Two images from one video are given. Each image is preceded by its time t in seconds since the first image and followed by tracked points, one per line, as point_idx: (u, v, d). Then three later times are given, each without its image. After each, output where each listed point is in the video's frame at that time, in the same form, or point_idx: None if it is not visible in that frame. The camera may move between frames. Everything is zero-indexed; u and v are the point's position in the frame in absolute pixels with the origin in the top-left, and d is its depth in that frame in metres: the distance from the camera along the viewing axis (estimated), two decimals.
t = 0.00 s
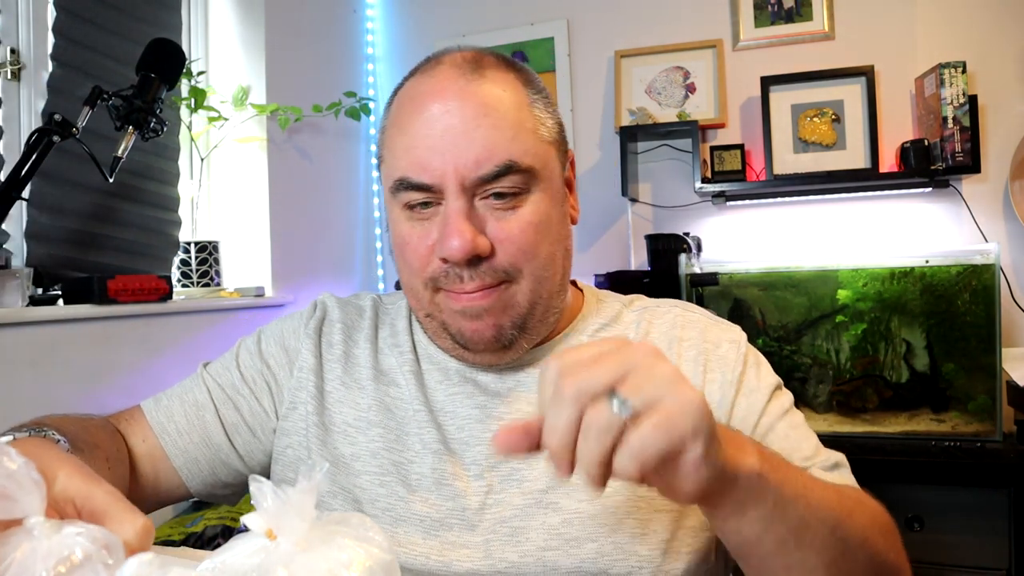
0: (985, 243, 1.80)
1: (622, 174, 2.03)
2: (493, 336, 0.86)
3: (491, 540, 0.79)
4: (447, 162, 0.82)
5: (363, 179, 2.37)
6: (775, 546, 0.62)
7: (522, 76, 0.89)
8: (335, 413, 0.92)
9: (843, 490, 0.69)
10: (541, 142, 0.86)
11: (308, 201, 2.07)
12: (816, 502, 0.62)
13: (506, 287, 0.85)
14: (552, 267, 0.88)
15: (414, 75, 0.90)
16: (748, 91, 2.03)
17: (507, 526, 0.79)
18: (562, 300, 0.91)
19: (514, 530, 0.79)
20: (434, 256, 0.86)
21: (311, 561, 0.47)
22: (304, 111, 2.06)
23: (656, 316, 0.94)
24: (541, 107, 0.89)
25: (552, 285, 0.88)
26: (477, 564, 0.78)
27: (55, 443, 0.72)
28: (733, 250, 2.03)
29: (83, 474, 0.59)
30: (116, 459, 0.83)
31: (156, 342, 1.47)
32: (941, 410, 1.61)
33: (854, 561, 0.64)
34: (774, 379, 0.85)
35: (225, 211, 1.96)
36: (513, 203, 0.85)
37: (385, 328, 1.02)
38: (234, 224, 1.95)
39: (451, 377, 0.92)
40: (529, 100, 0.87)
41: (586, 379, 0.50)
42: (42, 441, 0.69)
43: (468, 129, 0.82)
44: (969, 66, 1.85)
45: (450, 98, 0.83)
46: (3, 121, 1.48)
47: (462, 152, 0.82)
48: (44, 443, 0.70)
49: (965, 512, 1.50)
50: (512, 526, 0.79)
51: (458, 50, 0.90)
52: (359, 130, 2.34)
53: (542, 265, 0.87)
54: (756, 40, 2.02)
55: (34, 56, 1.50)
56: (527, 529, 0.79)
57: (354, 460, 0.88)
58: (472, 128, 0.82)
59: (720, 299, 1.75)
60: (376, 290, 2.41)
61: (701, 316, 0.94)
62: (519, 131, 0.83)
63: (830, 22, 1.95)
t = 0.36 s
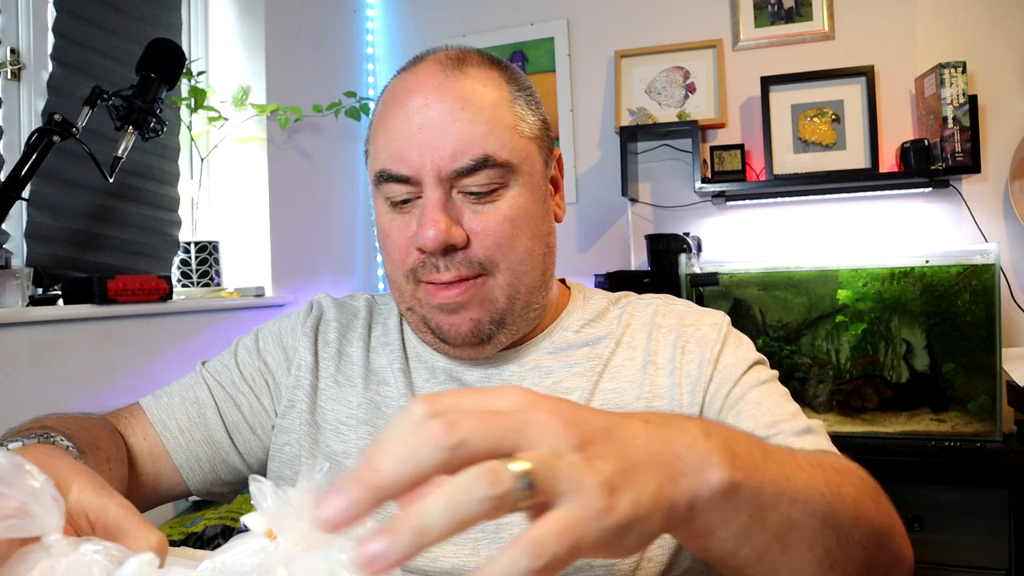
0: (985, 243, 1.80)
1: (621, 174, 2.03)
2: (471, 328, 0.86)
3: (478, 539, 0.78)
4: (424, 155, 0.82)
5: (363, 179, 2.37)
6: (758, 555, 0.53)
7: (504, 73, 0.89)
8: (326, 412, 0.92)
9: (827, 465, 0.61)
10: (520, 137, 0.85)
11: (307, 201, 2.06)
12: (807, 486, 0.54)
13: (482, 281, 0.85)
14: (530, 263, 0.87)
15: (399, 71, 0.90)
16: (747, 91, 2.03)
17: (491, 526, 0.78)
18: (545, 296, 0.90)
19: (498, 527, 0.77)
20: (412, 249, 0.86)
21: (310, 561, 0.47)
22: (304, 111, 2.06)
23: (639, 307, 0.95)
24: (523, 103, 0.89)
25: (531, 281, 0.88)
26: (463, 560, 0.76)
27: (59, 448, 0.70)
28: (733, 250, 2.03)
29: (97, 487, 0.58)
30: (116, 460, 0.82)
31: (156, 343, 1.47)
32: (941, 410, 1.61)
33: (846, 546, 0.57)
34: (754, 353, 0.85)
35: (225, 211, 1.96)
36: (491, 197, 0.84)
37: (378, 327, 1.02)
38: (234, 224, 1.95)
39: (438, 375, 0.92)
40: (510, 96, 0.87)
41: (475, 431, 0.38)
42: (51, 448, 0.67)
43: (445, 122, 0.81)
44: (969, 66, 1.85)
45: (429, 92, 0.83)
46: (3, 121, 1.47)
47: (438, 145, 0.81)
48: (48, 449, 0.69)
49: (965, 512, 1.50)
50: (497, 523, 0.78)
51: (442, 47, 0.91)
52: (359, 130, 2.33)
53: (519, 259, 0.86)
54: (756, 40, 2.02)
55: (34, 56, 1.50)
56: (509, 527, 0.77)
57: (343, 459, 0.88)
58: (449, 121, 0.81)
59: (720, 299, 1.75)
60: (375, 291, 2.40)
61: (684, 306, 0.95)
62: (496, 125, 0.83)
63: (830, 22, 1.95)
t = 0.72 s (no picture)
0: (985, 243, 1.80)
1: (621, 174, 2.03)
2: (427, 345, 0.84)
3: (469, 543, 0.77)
4: (357, 176, 0.81)
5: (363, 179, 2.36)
6: (763, 530, 0.49)
7: (440, 79, 0.86)
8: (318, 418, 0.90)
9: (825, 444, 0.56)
10: (455, 146, 0.82)
11: (306, 202, 2.06)
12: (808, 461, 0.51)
13: (432, 296, 0.82)
14: (485, 274, 0.84)
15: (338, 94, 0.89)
16: (747, 91, 2.03)
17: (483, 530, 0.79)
18: (512, 303, 0.88)
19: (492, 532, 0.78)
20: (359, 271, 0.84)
21: (308, 561, 0.47)
22: (304, 111, 2.06)
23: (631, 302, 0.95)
24: (462, 109, 0.85)
25: (486, 291, 0.84)
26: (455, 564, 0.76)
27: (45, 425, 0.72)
28: (733, 250, 2.03)
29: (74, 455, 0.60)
30: (108, 459, 0.84)
31: (156, 343, 1.47)
32: (941, 410, 1.61)
33: (856, 521, 0.53)
34: (752, 347, 0.84)
35: (225, 211, 1.96)
36: (428, 210, 0.81)
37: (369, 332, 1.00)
38: (234, 224, 1.95)
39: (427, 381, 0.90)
40: (445, 104, 0.83)
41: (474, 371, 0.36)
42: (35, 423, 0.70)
43: (374, 140, 0.79)
44: (969, 66, 1.85)
45: (358, 111, 0.81)
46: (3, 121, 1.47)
47: (371, 163, 0.80)
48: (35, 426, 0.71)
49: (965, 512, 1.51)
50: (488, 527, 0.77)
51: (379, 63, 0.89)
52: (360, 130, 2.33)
53: (467, 270, 0.82)
54: (756, 40, 2.02)
55: (34, 56, 1.50)
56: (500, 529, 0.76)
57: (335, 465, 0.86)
58: (377, 139, 0.79)
59: (720, 299, 1.75)
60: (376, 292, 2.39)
61: (676, 301, 0.95)
62: (424, 136, 0.80)
63: (830, 22, 1.95)
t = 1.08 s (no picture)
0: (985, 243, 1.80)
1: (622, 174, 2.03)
2: (389, 351, 0.83)
3: (456, 545, 0.76)
4: (312, 183, 0.81)
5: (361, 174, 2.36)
6: (823, 559, 0.55)
7: (399, 82, 0.86)
8: (301, 422, 0.88)
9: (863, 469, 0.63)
10: (410, 151, 0.81)
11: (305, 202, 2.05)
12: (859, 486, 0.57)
13: (391, 302, 0.82)
14: (444, 278, 0.82)
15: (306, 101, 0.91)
16: (747, 90, 2.03)
17: (472, 532, 0.77)
18: (482, 307, 0.86)
19: (481, 535, 0.76)
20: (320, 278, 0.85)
21: (311, 561, 0.47)
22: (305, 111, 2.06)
23: (631, 306, 0.91)
24: (424, 113, 0.84)
25: (448, 297, 0.82)
26: (443, 567, 0.76)
27: None
28: (733, 250, 2.03)
29: None
30: (83, 460, 0.82)
31: (156, 342, 1.47)
32: (941, 410, 1.61)
33: (897, 552, 0.60)
34: (756, 361, 0.83)
35: (225, 211, 1.96)
36: (384, 216, 0.80)
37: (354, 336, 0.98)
38: (234, 223, 1.95)
39: (407, 382, 0.88)
40: (404, 108, 0.83)
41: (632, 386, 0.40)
42: None
43: (332, 146, 0.79)
44: (969, 66, 1.85)
45: (316, 117, 0.82)
46: (3, 121, 1.47)
47: (327, 170, 0.80)
48: None
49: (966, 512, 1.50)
50: (478, 531, 0.77)
51: (345, 67, 0.89)
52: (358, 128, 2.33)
53: (425, 277, 0.81)
54: (756, 40, 2.02)
55: (34, 56, 1.50)
56: (491, 533, 0.76)
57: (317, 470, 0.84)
58: (333, 146, 0.79)
59: (720, 299, 1.75)
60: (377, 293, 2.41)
61: (677, 307, 0.92)
62: (379, 142, 0.79)
63: (830, 22, 1.95)
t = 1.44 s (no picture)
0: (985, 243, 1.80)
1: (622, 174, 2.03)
2: (391, 351, 0.83)
3: (456, 550, 0.76)
4: (318, 183, 0.80)
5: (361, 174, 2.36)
6: None
7: (410, 83, 0.85)
8: (302, 427, 0.87)
9: (849, 508, 0.71)
10: (420, 154, 0.80)
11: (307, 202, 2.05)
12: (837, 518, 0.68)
13: (394, 305, 0.82)
14: (450, 283, 0.82)
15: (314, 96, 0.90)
16: (747, 91, 2.03)
17: (473, 537, 0.77)
18: (486, 311, 0.85)
19: (482, 540, 0.76)
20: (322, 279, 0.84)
21: (312, 561, 0.47)
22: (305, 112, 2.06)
23: (634, 312, 0.91)
24: (434, 115, 0.84)
25: (453, 302, 0.82)
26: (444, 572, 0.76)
27: None
28: (733, 250, 2.03)
29: None
30: (87, 478, 0.83)
31: (156, 343, 1.47)
32: (941, 410, 1.61)
33: None
34: (763, 383, 0.82)
35: (225, 211, 1.96)
36: (392, 219, 0.80)
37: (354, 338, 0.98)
38: (234, 224, 1.95)
39: (408, 383, 0.88)
40: (414, 109, 0.82)
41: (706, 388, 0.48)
42: None
43: (340, 147, 0.79)
44: (969, 66, 1.85)
45: (324, 116, 0.81)
46: (3, 121, 1.47)
47: (334, 171, 0.79)
48: None
49: (966, 511, 1.50)
50: (479, 537, 0.76)
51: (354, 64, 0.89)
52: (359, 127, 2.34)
53: (431, 281, 0.81)
54: (756, 40, 2.02)
55: (34, 56, 1.50)
56: (492, 539, 0.76)
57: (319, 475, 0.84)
58: (341, 146, 0.79)
59: (720, 299, 1.75)
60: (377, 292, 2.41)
61: (680, 317, 0.90)
62: (387, 144, 0.79)
63: (830, 22, 1.95)
